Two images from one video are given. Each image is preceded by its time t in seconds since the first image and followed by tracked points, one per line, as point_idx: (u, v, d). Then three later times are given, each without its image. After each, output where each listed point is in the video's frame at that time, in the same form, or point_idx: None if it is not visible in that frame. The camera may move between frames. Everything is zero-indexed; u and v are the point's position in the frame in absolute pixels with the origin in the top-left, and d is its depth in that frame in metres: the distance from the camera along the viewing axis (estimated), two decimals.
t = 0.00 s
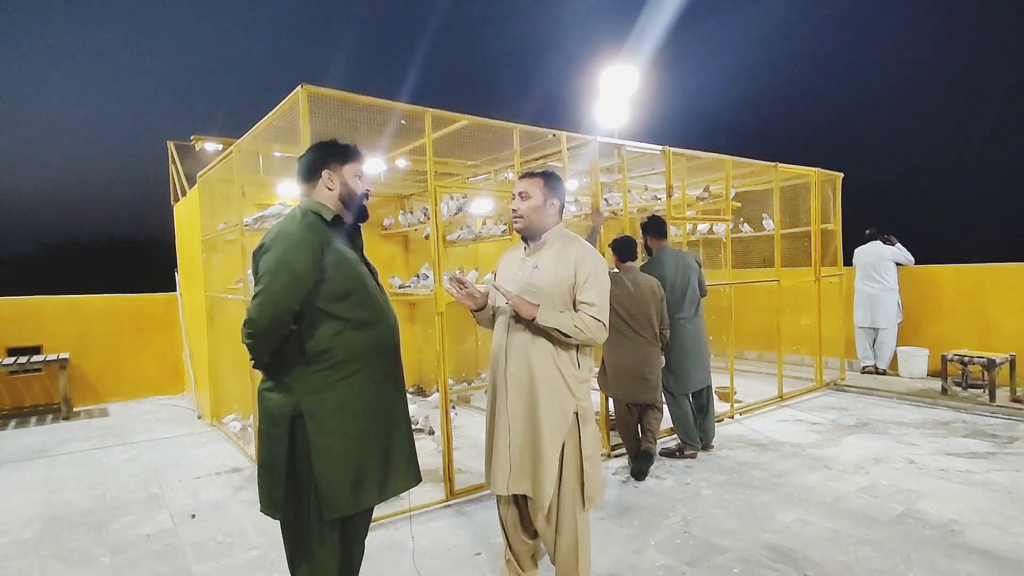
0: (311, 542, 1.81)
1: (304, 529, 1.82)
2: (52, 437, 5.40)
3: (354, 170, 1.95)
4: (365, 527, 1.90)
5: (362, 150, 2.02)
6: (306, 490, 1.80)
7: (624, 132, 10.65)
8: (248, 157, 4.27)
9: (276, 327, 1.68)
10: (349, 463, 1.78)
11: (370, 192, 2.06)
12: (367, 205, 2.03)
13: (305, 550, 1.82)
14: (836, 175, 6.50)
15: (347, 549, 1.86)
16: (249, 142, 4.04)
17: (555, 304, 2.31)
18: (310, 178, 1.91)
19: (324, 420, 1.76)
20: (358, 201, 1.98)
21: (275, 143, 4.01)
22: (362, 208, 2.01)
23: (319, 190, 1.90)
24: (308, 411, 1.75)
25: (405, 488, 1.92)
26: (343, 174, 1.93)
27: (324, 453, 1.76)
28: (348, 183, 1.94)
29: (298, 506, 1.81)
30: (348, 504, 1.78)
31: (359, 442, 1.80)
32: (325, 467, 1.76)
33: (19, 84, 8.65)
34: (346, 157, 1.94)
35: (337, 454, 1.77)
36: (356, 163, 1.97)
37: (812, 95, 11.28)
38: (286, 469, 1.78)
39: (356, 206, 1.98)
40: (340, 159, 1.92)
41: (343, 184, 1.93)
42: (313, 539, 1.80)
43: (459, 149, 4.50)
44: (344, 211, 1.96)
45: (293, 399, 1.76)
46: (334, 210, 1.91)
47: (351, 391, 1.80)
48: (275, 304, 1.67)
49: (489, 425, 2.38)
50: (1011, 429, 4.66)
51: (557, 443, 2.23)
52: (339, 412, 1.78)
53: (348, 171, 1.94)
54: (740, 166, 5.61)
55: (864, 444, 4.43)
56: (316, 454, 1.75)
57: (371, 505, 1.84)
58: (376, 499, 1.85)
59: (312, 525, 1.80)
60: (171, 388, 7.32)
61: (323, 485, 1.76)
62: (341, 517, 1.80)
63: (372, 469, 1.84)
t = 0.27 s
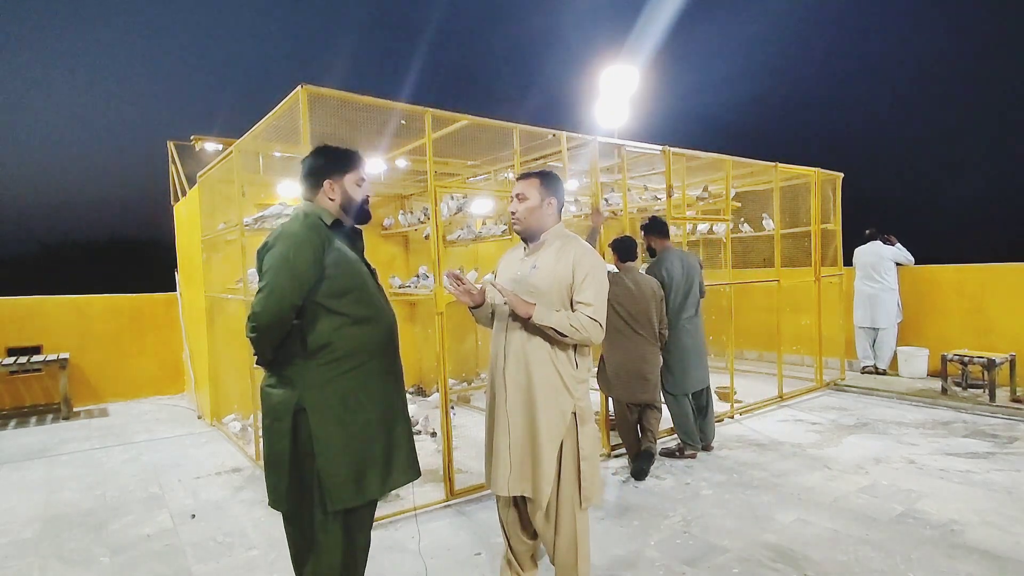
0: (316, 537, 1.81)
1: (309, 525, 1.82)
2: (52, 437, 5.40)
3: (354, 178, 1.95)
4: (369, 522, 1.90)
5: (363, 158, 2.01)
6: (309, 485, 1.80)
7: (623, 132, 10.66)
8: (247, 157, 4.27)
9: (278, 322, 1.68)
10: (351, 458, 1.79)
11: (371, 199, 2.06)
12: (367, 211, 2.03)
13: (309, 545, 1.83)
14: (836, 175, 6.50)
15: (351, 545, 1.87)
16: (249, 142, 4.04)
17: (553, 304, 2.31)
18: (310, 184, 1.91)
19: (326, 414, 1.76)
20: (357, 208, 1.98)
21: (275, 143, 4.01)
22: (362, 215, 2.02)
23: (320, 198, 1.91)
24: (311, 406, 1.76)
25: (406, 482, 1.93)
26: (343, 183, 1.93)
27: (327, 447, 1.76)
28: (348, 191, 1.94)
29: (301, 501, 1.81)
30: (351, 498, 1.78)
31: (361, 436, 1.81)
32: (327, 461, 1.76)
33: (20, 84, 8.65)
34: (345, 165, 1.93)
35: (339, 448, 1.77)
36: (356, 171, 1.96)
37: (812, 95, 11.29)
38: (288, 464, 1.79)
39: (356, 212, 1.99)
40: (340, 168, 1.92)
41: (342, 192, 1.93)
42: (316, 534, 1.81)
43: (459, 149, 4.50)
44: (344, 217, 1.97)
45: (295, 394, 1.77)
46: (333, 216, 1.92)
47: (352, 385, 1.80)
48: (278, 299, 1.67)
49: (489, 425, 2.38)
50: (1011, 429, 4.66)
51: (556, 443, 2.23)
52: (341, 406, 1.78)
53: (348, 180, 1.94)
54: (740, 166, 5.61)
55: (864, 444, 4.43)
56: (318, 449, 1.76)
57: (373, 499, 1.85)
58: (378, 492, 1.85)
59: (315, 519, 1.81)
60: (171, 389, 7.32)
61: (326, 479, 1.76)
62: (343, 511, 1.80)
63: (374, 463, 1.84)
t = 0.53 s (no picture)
0: (313, 534, 1.82)
1: (306, 522, 1.83)
2: (52, 437, 5.40)
3: (360, 189, 1.95)
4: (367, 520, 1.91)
5: (377, 172, 2.02)
6: (303, 483, 1.81)
7: (623, 132, 10.66)
8: (248, 157, 4.27)
9: (273, 321, 1.70)
10: (345, 455, 1.79)
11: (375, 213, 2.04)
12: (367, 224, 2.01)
13: (306, 543, 1.83)
14: (836, 175, 6.50)
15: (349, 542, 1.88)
16: (249, 142, 4.04)
17: (553, 306, 2.32)
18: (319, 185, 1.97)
19: (320, 411, 1.77)
20: (357, 219, 1.98)
21: (275, 142, 4.01)
22: (360, 228, 2.00)
23: (324, 199, 1.95)
24: (305, 404, 1.76)
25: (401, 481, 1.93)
26: (347, 188, 1.95)
27: (320, 445, 1.77)
28: (351, 199, 1.95)
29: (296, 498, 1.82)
30: (344, 496, 1.79)
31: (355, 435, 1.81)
32: (321, 459, 1.76)
33: (20, 84, 8.65)
34: (353, 172, 1.95)
35: (332, 445, 1.77)
36: (365, 184, 1.97)
37: (812, 94, 11.28)
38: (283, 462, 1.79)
39: (354, 224, 1.98)
40: (348, 174, 1.95)
41: (345, 198, 1.95)
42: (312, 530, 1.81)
43: (459, 148, 4.50)
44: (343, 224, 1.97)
45: (290, 393, 1.77)
46: (333, 220, 1.94)
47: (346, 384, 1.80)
48: (272, 298, 1.68)
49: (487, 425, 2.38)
50: (1011, 429, 4.66)
51: (554, 443, 2.23)
52: (335, 405, 1.78)
53: (353, 189, 1.94)
54: (740, 166, 5.61)
55: (864, 444, 4.43)
56: (313, 447, 1.77)
57: (366, 497, 1.85)
58: (373, 490, 1.86)
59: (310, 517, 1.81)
60: (171, 389, 7.31)
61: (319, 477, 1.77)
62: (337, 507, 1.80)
63: (367, 462, 1.84)
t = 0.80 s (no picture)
0: (306, 530, 1.83)
1: (299, 519, 1.83)
2: (52, 437, 5.40)
3: (358, 189, 1.96)
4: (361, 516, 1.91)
5: (373, 170, 2.02)
6: (295, 480, 1.80)
7: (623, 131, 10.66)
8: (248, 157, 4.27)
9: (267, 318, 1.70)
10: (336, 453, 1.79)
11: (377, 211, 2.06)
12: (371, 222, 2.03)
13: (297, 540, 1.83)
14: (836, 175, 6.50)
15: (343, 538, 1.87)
16: (249, 142, 4.04)
17: (553, 308, 2.32)
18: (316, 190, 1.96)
19: (312, 409, 1.77)
20: (359, 218, 1.99)
21: (275, 142, 4.01)
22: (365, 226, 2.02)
23: (323, 203, 1.95)
24: (298, 402, 1.76)
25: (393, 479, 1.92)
26: (345, 190, 1.95)
27: (312, 443, 1.77)
28: (351, 200, 1.96)
29: (288, 495, 1.82)
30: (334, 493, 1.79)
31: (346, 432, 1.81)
32: (312, 456, 1.77)
33: (20, 84, 8.65)
34: (348, 174, 1.94)
35: (323, 443, 1.78)
36: (362, 183, 1.97)
37: (812, 93, 11.27)
38: (275, 459, 1.79)
39: (357, 223, 1.99)
40: (344, 177, 1.94)
41: (344, 200, 1.95)
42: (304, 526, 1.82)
43: (459, 148, 4.50)
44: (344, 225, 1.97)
45: (283, 390, 1.77)
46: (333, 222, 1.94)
47: (338, 381, 1.80)
48: (266, 295, 1.68)
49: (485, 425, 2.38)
50: (1011, 429, 4.66)
51: (552, 444, 2.23)
52: (328, 402, 1.79)
53: (350, 190, 1.95)
54: (740, 166, 5.61)
55: (864, 444, 4.43)
56: (305, 444, 1.77)
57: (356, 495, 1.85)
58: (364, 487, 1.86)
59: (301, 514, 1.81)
60: (171, 389, 7.32)
61: (311, 474, 1.77)
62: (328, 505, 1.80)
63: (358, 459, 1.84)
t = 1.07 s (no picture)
0: (302, 529, 1.82)
1: (295, 518, 1.83)
2: (52, 437, 5.40)
3: (354, 186, 1.96)
4: (357, 515, 1.92)
5: (368, 167, 2.02)
6: (290, 479, 1.80)
7: (623, 131, 10.66)
8: (248, 157, 4.27)
9: (265, 317, 1.70)
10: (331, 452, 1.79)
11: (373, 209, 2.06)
12: (367, 220, 2.03)
13: (292, 537, 1.83)
14: (836, 175, 6.50)
15: (338, 536, 1.88)
16: (249, 142, 4.04)
17: (550, 308, 2.31)
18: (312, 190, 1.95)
19: (308, 408, 1.77)
20: (356, 216, 1.98)
21: (275, 142, 4.01)
22: (361, 224, 2.01)
23: (320, 202, 1.94)
24: (294, 401, 1.76)
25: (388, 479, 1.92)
26: (342, 189, 1.95)
27: (308, 442, 1.77)
28: (346, 198, 1.95)
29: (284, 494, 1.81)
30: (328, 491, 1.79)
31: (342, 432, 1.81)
32: (308, 454, 1.77)
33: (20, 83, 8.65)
34: (343, 172, 1.94)
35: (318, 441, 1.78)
36: (358, 180, 1.97)
37: (812, 93, 11.28)
38: (270, 458, 1.79)
39: (354, 221, 1.99)
40: (340, 175, 1.94)
41: (341, 198, 1.94)
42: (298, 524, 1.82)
43: (459, 148, 4.50)
44: (342, 224, 1.97)
45: (280, 388, 1.78)
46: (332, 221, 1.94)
47: (334, 381, 1.80)
48: (264, 294, 1.69)
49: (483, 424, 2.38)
50: (1011, 429, 4.66)
51: (551, 443, 2.23)
52: (325, 402, 1.79)
53: (347, 187, 1.95)
54: (740, 166, 5.62)
55: (864, 444, 4.43)
56: (301, 443, 1.77)
57: (350, 493, 1.85)
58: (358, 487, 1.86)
59: (296, 512, 1.81)
60: (171, 389, 7.32)
61: (306, 473, 1.77)
62: (322, 504, 1.80)
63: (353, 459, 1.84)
